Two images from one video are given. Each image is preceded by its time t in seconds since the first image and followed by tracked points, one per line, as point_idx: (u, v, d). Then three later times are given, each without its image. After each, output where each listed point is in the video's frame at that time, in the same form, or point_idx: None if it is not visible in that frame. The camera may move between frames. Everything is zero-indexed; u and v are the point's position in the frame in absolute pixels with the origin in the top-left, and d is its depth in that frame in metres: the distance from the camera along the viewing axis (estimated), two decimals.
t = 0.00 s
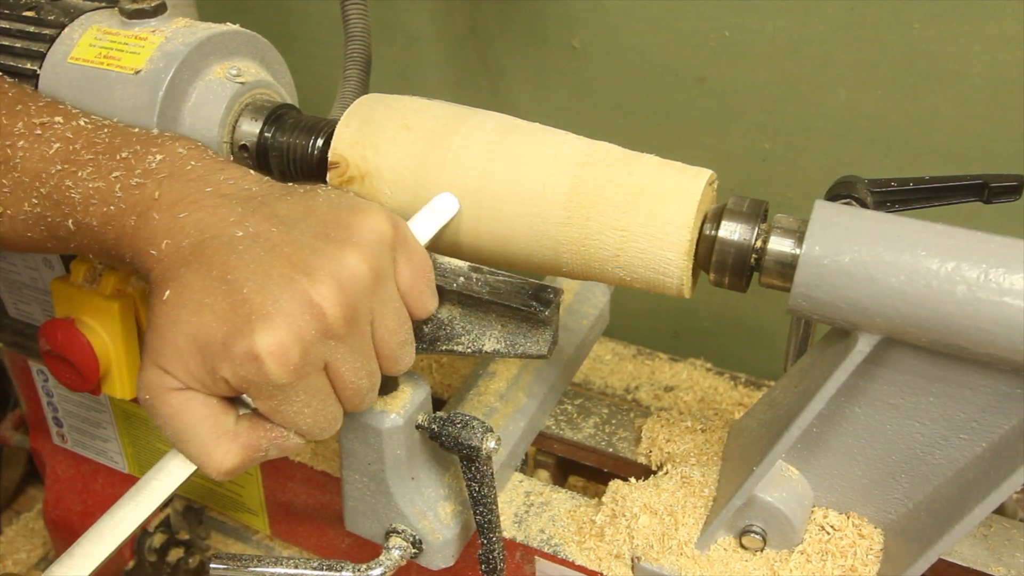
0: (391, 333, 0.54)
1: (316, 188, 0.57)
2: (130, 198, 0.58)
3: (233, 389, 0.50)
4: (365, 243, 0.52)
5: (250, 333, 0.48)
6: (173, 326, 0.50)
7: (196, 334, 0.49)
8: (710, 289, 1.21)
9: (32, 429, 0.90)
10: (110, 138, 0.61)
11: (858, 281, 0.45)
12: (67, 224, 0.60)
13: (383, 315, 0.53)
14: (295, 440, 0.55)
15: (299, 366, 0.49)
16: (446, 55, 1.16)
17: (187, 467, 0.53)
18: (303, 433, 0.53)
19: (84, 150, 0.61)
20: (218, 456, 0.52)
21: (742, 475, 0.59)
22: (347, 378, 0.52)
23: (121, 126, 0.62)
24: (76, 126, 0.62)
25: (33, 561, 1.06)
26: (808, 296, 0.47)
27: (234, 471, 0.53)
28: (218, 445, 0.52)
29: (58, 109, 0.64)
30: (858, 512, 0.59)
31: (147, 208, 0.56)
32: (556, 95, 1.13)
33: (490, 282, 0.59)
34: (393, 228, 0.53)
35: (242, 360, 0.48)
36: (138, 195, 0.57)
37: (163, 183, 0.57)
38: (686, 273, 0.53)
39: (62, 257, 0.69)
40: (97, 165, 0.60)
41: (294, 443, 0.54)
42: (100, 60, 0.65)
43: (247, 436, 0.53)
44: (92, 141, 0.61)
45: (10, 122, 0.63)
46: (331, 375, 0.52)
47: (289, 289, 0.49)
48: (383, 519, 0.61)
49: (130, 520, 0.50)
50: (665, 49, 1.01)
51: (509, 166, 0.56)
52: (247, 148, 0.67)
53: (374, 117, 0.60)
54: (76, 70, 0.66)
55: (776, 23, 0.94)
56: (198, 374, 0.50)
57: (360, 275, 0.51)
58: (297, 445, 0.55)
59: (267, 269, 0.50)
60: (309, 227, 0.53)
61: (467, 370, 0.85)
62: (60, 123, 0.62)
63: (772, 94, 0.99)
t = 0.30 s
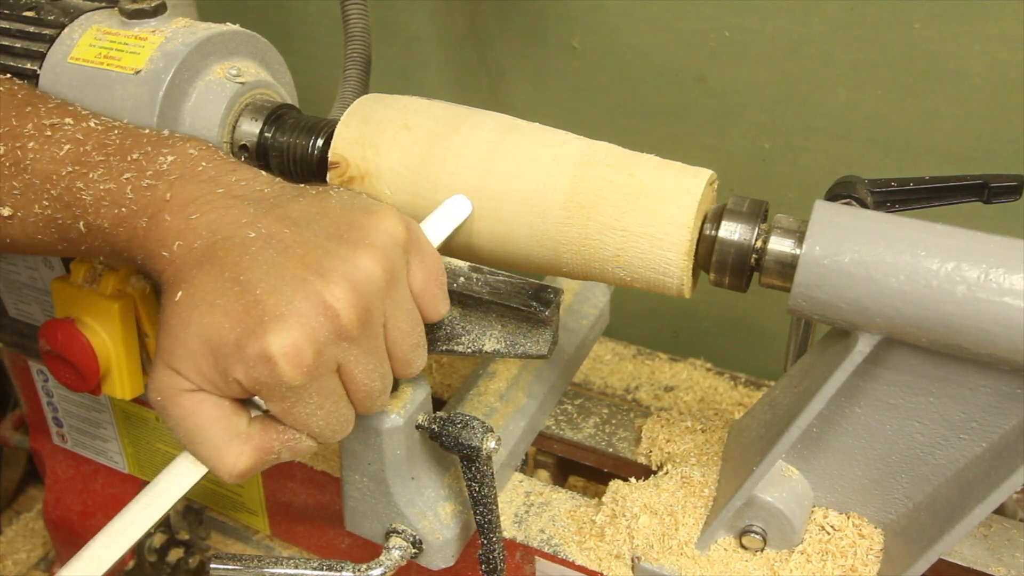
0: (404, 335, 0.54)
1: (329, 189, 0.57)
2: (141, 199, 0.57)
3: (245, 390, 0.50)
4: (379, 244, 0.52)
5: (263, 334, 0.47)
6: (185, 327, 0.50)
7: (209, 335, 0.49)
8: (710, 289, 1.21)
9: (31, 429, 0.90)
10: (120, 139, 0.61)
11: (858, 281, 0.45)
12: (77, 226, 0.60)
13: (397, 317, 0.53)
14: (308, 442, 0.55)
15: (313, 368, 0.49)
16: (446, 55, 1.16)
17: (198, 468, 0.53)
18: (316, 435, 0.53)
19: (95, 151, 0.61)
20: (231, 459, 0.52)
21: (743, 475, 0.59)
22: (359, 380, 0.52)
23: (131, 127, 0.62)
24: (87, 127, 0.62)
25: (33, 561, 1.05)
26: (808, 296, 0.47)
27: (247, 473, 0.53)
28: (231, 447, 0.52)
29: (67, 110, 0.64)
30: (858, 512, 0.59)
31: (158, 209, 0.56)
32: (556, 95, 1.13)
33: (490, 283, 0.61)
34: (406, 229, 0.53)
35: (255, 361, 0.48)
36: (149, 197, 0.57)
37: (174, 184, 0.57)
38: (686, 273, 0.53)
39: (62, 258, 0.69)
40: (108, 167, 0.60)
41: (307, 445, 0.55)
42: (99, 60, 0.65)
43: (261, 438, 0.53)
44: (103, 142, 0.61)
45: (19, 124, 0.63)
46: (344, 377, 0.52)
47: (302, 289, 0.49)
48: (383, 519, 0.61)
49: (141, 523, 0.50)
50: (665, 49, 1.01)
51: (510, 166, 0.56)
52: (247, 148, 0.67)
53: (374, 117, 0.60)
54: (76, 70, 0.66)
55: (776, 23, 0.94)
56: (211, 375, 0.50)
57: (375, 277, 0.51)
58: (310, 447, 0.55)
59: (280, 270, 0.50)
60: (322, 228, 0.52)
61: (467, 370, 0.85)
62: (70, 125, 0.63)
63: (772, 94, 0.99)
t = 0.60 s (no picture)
0: (418, 338, 0.54)
1: (340, 190, 0.56)
2: (153, 201, 0.57)
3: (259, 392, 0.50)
4: (394, 246, 0.51)
5: (278, 336, 0.47)
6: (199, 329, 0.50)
7: (223, 337, 0.49)
8: (709, 289, 1.21)
9: (32, 429, 0.90)
10: (130, 141, 0.61)
11: (858, 281, 0.45)
12: (89, 229, 0.60)
13: (411, 319, 0.53)
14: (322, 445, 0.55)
15: (329, 370, 0.49)
16: (446, 55, 1.16)
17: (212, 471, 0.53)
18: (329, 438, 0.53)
19: (105, 154, 0.60)
20: (245, 462, 0.52)
21: (742, 475, 0.59)
22: (374, 382, 0.52)
23: (141, 130, 0.62)
24: (96, 130, 0.62)
25: (33, 561, 1.05)
26: (808, 296, 0.47)
27: (260, 477, 0.53)
28: (246, 449, 0.52)
29: (76, 113, 0.64)
30: (858, 512, 0.59)
31: (171, 211, 0.56)
32: (556, 95, 1.13)
33: (491, 283, 0.61)
34: (422, 231, 0.53)
35: (271, 363, 0.48)
36: (161, 199, 0.57)
37: (186, 186, 0.57)
38: (686, 273, 0.53)
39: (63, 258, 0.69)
40: (119, 169, 0.59)
41: (320, 449, 0.54)
42: (99, 60, 0.65)
43: (275, 442, 0.53)
44: (113, 145, 0.61)
45: (28, 127, 0.63)
46: (359, 379, 0.52)
47: (318, 291, 0.49)
48: (383, 519, 0.61)
49: (154, 526, 0.50)
50: (665, 49, 1.01)
51: (510, 166, 0.56)
52: (247, 148, 0.67)
53: (375, 117, 0.60)
54: (76, 70, 0.66)
55: (776, 23, 0.94)
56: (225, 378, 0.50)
57: (391, 279, 0.51)
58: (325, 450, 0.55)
59: (294, 271, 0.50)
60: (337, 230, 0.52)
61: (467, 370, 0.85)
62: (80, 127, 0.62)
63: (772, 94, 0.99)
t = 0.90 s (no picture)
0: (377, 321, 0.53)
1: (307, 184, 0.56)
2: (127, 207, 0.58)
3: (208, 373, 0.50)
4: (345, 226, 0.51)
5: (218, 310, 0.48)
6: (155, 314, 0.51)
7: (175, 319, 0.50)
8: (709, 289, 1.21)
9: (31, 429, 0.90)
10: (109, 148, 0.62)
11: (858, 281, 0.45)
12: (69, 235, 0.61)
13: (368, 302, 0.52)
14: (276, 441, 0.53)
15: (271, 344, 0.49)
16: (445, 55, 1.16)
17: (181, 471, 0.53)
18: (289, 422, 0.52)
19: (84, 160, 0.61)
20: (189, 445, 0.51)
21: (742, 475, 0.59)
22: (329, 363, 0.51)
23: (120, 136, 0.63)
24: (77, 137, 0.63)
25: (33, 561, 1.05)
26: (806, 296, 0.47)
27: (207, 465, 0.52)
28: (192, 434, 0.51)
29: (58, 120, 0.65)
30: (858, 512, 0.59)
31: (141, 216, 0.57)
32: (555, 95, 1.13)
33: (489, 283, 0.61)
34: (377, 214, 0.53)
35: (213, 338, 0.48)
36: (134, 205, 0.58)
37: (157, 192, 0.57)
38: (685, 273, 0.53)
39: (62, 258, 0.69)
40: (96, 176, 0.60)
41: (275, 448, 0.53)
42: (99, 60, 0.65)
43: (221, 428, 0.51)
44: (91, 152, 0.62)
45: (12, 134, 0.64)
46: (314, 360, 0.51)
47: (262, 269, 0.49)
48: (383, 519, 0.61)
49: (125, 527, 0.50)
50: (665, 49, 1.01)
51: (509, 166, 0.56)
52: (246, 148, 0.67)
53: (374, 117, 0.60)
54: (76, 70, 0.66)
55: (776, 23, 0.94)
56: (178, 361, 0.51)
57: (339, 257, 0.50)
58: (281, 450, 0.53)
59: (243, 253, 0.50)
60: (291, 215, 0.52)
61: (466, 370, 0.85)
62: (62, 134, 0.63)
63: (772, 94, 0.99)
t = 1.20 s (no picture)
0: (379, 332, 0.54)
1: (304, 190, 0.56)
2: (123, 208, 0.58)
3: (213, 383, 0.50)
4: (350, 239, 0.52)
5: (226, 324, 0.48)
6: (155, 324, 0.50)
7: (178, 331, 0.49)
8: (709, 289, 1.21)
9: (31, 429, 0.90)
10: (105, 150, 0.62)
11: (857, 281, 0.45)
12: (65, 237, 0.61)
13: (371, 313, 0.53)
14: (278, 455, 0.53)
15: (279, 357, 0.49)
16: (445, 55, 1.16)
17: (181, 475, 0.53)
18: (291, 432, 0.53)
19: (80, 162, 0.61)
20: (195, 458, 0.50)
21: (742, 475, 0.59)
22: (333, 374, 0.52)
23: (117, 138, 0.63)
24: (73, 139, 0.63)
25: (33, 561, 1.05)
26: (806, 296, 0.47)
27: (211, 477, 0.52)
28: (197, 446, 0.51)
29: (56, 123, 0.65)
30: (858, 512, 0.59)
31: (138, 217, 0.57)
32: (555, 96, 1.13)
33: (489, 283, 0.61)
34: (381, 227, 0.53)
35: (221, 352, 0.48)
36: (129, 206, 0.58)
37: (153, 193, 0.57)
38: (685, 273, 0.53)
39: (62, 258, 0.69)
40: (91, 178, 0.60)
41: (277, 462, 0.53)
42: (99, 60, 0.65)
43: (226, 442, 0.52)
44: (88, 154, 0.62)
45: (9, 136, 0.64)
46: (317, 371, 0.52)
47: (268, 282, 0.49)
48: (382, 519, 0.61)
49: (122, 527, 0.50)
50: (664, 49, 1.01)
51: (508, 167, 0.56)
52: (246, 148, 0.67)
53: (374, 117, 0.60)
54: (76, 70, 0.66)
55: (775, 23, 0.94)
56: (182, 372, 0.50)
57: (345, 271, 0.51)
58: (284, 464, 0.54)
59: (247, 263, 0.50)
60: (293, 225, 0.52)
61: (466, 370, 0.85)
62: (58, 137, 0.63)
63: (772, 94, 0.99)
